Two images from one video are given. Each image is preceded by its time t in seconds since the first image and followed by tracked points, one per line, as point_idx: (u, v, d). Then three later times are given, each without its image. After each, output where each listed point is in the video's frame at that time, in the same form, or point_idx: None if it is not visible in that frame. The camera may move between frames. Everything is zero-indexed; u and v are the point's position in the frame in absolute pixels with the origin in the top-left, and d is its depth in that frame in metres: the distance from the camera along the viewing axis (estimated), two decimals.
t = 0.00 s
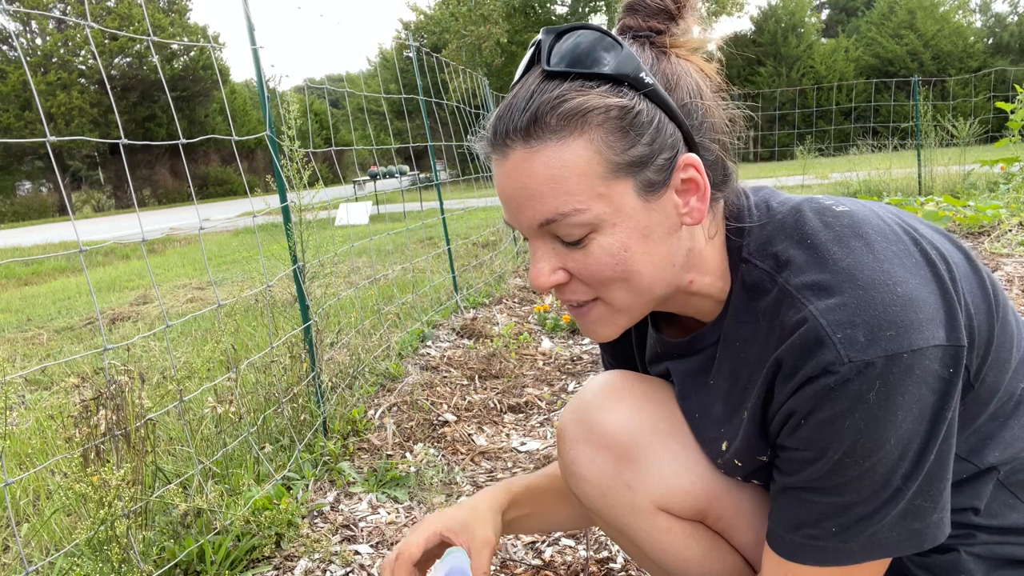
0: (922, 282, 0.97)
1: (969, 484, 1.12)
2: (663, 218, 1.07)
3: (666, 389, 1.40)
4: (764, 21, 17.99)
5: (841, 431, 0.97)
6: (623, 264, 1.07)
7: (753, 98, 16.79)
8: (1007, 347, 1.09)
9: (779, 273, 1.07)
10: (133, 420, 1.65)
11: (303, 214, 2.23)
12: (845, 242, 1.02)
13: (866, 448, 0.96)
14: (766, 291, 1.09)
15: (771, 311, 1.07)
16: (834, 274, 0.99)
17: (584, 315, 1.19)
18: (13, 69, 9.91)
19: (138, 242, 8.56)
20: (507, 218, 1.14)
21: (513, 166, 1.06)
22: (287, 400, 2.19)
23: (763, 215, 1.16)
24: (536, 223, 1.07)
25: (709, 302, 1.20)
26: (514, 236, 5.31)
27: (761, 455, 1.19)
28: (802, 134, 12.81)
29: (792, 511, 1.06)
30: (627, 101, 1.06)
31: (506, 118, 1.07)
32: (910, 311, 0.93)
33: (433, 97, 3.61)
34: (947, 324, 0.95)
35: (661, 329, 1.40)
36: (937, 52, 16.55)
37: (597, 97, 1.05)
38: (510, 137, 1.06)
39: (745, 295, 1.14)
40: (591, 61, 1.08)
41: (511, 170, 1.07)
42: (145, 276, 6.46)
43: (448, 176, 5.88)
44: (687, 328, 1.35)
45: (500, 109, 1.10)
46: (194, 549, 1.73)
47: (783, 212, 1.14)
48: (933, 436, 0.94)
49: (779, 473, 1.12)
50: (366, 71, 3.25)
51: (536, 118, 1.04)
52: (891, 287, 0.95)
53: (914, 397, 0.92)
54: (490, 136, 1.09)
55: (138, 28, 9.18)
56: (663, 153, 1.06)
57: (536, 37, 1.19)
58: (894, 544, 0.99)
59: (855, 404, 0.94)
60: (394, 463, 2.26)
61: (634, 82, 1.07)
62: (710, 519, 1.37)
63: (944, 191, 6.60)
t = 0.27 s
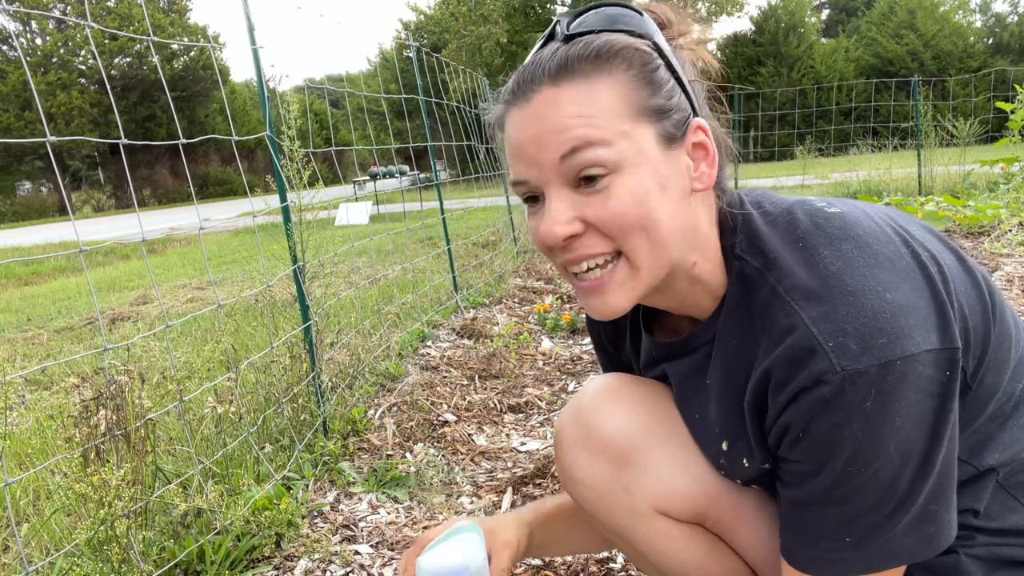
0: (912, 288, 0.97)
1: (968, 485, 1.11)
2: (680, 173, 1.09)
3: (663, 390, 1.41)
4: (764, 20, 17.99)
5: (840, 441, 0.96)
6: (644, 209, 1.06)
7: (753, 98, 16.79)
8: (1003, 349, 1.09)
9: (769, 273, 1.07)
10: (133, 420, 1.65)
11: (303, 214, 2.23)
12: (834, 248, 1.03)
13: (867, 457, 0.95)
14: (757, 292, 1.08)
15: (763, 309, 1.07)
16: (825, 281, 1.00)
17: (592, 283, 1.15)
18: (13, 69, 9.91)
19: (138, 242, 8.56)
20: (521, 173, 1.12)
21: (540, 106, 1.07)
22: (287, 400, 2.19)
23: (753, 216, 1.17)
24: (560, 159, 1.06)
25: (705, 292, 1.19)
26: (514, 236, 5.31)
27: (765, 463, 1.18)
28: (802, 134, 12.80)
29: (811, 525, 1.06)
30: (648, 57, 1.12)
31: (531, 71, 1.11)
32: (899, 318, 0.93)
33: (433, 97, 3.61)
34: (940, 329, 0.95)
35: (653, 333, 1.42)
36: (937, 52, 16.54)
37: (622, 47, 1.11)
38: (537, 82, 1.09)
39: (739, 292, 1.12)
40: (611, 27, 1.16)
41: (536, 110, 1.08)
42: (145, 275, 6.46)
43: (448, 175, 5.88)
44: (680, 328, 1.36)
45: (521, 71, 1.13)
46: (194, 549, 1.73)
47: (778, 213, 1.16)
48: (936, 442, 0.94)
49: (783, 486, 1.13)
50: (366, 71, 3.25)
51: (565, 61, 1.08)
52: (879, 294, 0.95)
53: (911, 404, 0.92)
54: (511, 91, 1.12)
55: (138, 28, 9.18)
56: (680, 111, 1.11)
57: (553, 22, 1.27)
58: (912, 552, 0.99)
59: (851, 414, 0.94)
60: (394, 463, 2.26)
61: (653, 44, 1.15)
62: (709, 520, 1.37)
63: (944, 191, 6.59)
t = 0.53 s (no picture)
0: (899, 279, 0.98)
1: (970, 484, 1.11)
2: (673, 172, 1.09)
3: (662, 393, 1.40)
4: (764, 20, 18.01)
5: (846, 437, 0.96)
6: (635, 205, 1.06)
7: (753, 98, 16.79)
8: (1001, 341, 1.09)
9: (759, 270, 1.07)
10: (133, 420, 1.65)
11: (303, 214, 2.23)
12: (822, 245, 1.04)
13: (876, 450, 0.95)
14: (750, 288, 1.08)
15: (755, 306, 1.07)
16: (815, 278, 1.00)
17: (584, 280, 1.15)
18: (13, 69, 9.90)
19: (138, 242, 8.56)
20: (516, 165, 1.13)
21: (536, 99, 1.09)
22: (287, 400, 2.19)
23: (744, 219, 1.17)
24: (553, 151, 1.07)
25: (699, 292, 1.18)
26: (514, 236, 5.31)
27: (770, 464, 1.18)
28: (802, 134, 12.79)
29: (839, 530, 1.06)
30: (648, 57, 1.13)
31: (531, 66, 1.12)
32: (889, 309, 0.94)
33: (433, 97, 3.61)
34: (932, 317, 0.95)
35: (649, 335, 1.42)
36: (937, 52, 16.53)
37: (622, 45, 1.12)
38: (535, 76, 1.10)
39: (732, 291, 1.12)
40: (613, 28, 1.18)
41: (532, 103, 1.09)
42: (145, 275, 6.46)
43: (448, 176, 5.88)
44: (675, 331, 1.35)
45: (521, 67, 1.15)
46: (194, 550, 1.73)
47: (768, 212, 1.17)
48: (946, 429, 0.94)
49: (800, 493, 1.12)
50: (365, 71, 3.25)
51: (564, 57, 1.10)
52: (868, 289, 0.96)
53: (912, 392, 0.92)
54: (511, 86, 1.14)
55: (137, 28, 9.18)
56: (675, 112, 1.11)
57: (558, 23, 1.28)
58: (946, 547, 0.99)
59: (854, 408, 0.94)
60: (394, 463, 2.26)
61: (651, 46, 1.16)
62: (710, 522, 1.37)
63: (944, 191, 6.59)
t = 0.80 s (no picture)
0: (886, 277, 0.97)
1: (968, 483, 1.11)
2: (669, 171, 1.08)
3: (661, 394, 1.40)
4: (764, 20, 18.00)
5: (828, 435, 0.96)
6: (629, 203, 1.06)
7: (753, 98, 16.79)
8: (993, 340, 1.09)
9: (749, 266, 1.07)
10: (133, 420, 1.65)
11: (303, 214, 2.23)
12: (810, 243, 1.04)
13: (858, 448, 0.95)
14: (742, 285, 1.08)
15: (744, 302, 1.06)
16: (800, 275, 1.00)
17: (579, 276, 1.15)
18: (13, 69, 9.90)
19: (138, 242, 8.56)
20: (514, 159, 1.13)
21: (537, 93, 1.09)
22: (287, 400, 2.19)
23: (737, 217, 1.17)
24: (551, 147, 1.07)
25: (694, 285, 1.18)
26: (514, 236, 5.31)
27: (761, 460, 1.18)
28: (802, 134, 12.79)
29: (823, 528, 1.06)
30: (651, 56, 1.13)
31: (532, 61, 1.12)
32: (871, 308, 0.93)
33: (433, 97, 3.61)
34: (918, 315, 0.95)
35: (648, 331, 1.41)
36: (937, 52, 16.53)
37: (625, 44, 1.12)
38: (538, 70, 1.10)
39: (725, 286, 1.12)
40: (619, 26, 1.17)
41: (532, 97, 1.09)
42: (145, 275, 6.46)
43: (448, 176, 5.88)
44: (673, 328, 1.35)
45: (523, 61, 1.15)
46: (194, 549, 1.73)
47: (763, 209, 1.17)
48: (928, 429, 0.94)
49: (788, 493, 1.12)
50: (365, 71, 3.25)
51: (566, 53, 1.10)
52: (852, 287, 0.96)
53: (893, 391, 0.91)
54: (513, 79, 1.14)
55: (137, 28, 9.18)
56: (676, 111, 1.11)
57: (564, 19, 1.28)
58: (932, 548, 0.98)
59: (834, 406, 0.94)
60: (394, 463, 2.26)
61: (655, 44, 1.15)
62: (707, 523, 1.37)
63: (944, 191, 6.59)
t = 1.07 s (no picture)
0: (881, 275, 0.97)
1: (964, 482, 1.11)
2: (663, 172, 1.08)
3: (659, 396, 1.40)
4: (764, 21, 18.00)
5: (823, 433, 0.96)
6: (623, 204, 1.06)
7: (753, 97, 16.79)
8: (991, 338, 1.08)
9: (744, 265, 1.07)
10: (133, 420, 1.65)
11: (303, 214, 2.23)
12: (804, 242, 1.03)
13: (852, 447, 0.95)
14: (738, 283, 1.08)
15: (740, 301, 1.06)
16: (797, 273, 1.00)
17: (573, 276, 1.15)
18: (13, 69, 9.90)
19: (138, 242, 8.56)
20: (509, 158, 1.14)
21: (531, 94, 1.09)
22: (287, 400, 2.19)
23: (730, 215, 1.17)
24: (545, 147, 1.08)
25: (690, 286, 1.18)
26: (514, 236, 5.31)
27: (756, 459, 1.18)
28: (802, 134, 12.79)
29: (817, 525, 1.06)
30: (647, 57, 1.13)
31: (529, 61, 1.13)
32: (866, 306, 0.93)
33: (433, 97, 3.61)
34: (913, 314, 0.95)
35: (645, 332, 1.40)
36: (937, 52, 16.54)
37: (620, 43, 1.12)
38: (533, 70, 1.11)
39: (721, 286, 1.12)
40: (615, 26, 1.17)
41: (527, 98, 1.10)
42: (145, 276, 6.46)
43: (448, 176, 5.88)
44: (670, 329, 1.35)
45: (519, 61, 1.16)
46: (194, 550, 1.73)
47: (757, 208, 1.17)
48: (923, 426, 0.94)
49: (782, 491, 1.12)
50: (365, 71, 3.25)
51: (561, 53, 1.10)
52: (847, 286, 0.95)
53: (886, 390, 0.92)
54: (509, 80, 1.14)
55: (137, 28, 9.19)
56: (670, 112, 1.10)
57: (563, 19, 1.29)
58: (927, 545, 0.99)
59: (828, 405, 0.94)
60: (394, 463, 2.26)
61: (650, 45, 1.15)
62: (704, 525, 1.37)
63: (944, 191, 6.59)
